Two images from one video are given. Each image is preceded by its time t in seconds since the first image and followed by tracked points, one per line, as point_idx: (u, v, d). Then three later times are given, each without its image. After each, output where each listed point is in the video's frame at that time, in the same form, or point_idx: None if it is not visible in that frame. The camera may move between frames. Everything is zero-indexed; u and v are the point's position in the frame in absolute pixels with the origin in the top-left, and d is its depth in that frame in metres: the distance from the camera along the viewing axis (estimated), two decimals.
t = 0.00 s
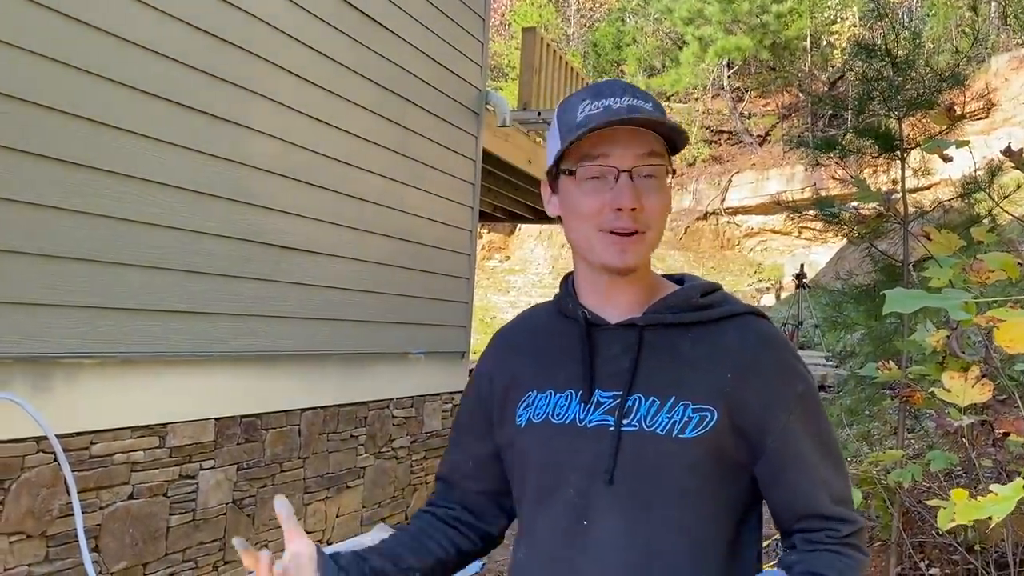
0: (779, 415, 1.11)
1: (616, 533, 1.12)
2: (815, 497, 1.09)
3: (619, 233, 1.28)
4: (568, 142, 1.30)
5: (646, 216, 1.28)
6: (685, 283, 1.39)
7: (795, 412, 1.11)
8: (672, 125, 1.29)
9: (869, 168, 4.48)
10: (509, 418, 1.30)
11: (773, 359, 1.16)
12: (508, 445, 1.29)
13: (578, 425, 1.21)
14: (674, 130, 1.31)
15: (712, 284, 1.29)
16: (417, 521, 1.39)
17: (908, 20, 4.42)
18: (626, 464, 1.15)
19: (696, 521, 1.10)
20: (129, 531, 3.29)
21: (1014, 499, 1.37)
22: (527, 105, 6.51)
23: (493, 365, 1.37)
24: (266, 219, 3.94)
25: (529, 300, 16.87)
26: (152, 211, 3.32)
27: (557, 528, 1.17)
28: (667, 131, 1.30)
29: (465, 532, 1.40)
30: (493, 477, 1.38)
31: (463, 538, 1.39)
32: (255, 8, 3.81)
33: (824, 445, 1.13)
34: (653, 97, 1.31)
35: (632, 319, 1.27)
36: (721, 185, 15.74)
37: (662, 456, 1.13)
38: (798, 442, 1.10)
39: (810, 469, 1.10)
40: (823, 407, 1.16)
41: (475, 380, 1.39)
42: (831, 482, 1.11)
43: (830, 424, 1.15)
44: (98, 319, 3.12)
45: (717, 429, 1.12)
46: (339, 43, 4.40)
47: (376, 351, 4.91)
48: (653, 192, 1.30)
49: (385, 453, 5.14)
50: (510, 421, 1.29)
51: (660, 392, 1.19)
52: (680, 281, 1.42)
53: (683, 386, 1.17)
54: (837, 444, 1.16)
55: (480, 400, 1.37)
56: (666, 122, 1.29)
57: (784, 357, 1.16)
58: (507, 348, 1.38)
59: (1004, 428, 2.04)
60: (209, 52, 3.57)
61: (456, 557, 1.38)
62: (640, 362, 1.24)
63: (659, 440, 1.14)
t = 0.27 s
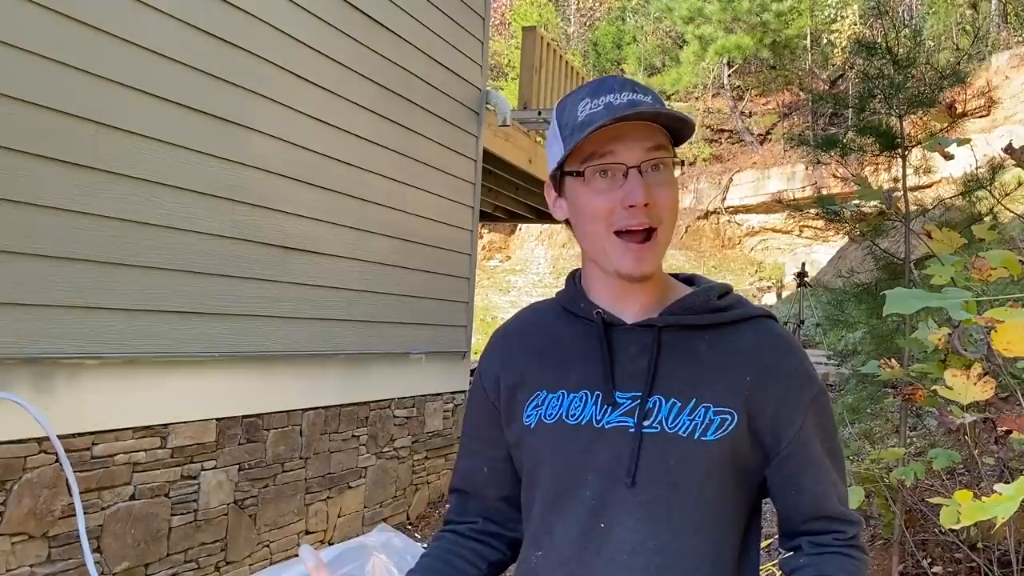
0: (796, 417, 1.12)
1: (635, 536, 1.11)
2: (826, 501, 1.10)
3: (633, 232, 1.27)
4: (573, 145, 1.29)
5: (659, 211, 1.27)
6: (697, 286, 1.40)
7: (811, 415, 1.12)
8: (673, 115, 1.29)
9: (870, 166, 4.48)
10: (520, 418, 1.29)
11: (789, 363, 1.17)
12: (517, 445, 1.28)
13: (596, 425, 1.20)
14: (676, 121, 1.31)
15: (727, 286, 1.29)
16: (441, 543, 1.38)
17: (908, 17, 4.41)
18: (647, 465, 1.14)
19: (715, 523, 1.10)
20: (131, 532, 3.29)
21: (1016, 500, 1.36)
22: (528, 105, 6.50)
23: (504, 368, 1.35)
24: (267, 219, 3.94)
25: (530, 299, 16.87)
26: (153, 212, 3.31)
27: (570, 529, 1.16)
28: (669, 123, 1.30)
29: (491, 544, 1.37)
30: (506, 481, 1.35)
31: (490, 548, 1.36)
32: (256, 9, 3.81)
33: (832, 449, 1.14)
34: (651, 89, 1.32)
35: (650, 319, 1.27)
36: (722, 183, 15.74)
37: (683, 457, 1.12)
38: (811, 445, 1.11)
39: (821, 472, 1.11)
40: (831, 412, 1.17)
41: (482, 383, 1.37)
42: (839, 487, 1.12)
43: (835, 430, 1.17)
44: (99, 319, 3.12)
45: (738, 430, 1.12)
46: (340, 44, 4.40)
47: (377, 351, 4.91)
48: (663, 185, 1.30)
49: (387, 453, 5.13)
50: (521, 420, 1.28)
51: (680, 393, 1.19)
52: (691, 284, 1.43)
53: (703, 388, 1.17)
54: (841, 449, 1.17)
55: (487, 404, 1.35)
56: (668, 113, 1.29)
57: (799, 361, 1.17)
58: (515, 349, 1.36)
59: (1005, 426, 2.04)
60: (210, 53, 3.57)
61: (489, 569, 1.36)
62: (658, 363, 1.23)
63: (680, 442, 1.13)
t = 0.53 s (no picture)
0: (804, 414, 1.11)
1: (644, 537, 1.11)
2: (835, 497, 1.10)
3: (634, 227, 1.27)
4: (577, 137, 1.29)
5: (660, 206, 1.27)
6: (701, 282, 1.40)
7: (819, 412, 1.12)
8: (680, 111, 1.28)
9: (870, 165, 4.47)
10: (523, 419, 1.28)
11: (795, 359, 1.17)
12: (521, 447, 1.27)
13: (602, 426, 1.20)
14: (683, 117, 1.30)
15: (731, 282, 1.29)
16: (442, 547, 1.38)
17: (907, 16, 4.41)
18: (654, 466, 1.14)
19: (724, 522, 1.10)
20: (132, 534, 3.29)
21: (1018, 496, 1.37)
22: (527, 105, 6.51)
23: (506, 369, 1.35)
24: (267, 220, 3.93)
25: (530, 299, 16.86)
26: (152, 213, 3.31)
27: (578, 531, 1.16)
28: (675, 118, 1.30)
29: (493, 546, 1.37)
30: (508, 483, 1.34)
31: (492, 552, 1.37)
32: (255, 10, 3.81)
33: (839, 445, 1.14)
34: (658, 84, 1.31)
35: (656, 318, 1.26)
36: (721, 183, 15.74)
37: (690, 458, 1.12)
38: (820, 441, 1.11)
39: (829, 469, 1.11)
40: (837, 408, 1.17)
41: (483, 386, 1.37)
42: (847, 483, 1.12)
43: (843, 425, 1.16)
44: (98, 321, 3.12)
45: (746, 429, 1.12)
46: (339, 44, 4.40)
47: (378, 352, 4.90)
48: (666, 180, 1.29)
49: (388, 454, 5.13)
50: (525, 422, 1.27)
51: (686, 392, 1.19)
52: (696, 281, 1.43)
53: (709, 386, 1.17)
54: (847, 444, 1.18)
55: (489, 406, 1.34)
56: (675, 109, 1.28)
57: (805, 357, 1.17)
58: (516, 351, 1.36)
59: (1007, 424, 2.03)
60: (209, 54, 3.57)
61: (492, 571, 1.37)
62: (664, 362, 1.23)
63: (688, 442, 1.13)
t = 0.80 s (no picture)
0: (809, 415, 1.11)
1: (644, 539, 1.12)
2: (840, 498, 1.10)
3: (632, 222, 1.28)
4: (579, 129, 1.30)
5: (661, 203, 1.27)
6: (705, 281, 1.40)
7: (824, 412, 1.12)
8: (684, 110, 1.28)
9: (869, 164, 4.48)
10: (526, 420, 1.29)
11: (798, 358, 1.17)
12: (523, 448, 1.28)
13: (602, 427, 1.21)
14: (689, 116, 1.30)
15: (734, 281, 1.30)
16: (452, 551, 1.39)
17: (905, 16, 4.42)
18: (655, 467, 1.15)
19: (725, 523, 1.10)
20: (133, 536, 3.29)
21: (1017, 496, 1.36)
22: (526, 105, 6.51)
23: (509, 371, 1.35)
24: (266, 222, 3.94)
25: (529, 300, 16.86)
26: (152, 216, 3.32)
27: (579, 533, 1.17)
28: (680, 117, 1.30)
29: (503, 548, 1.38)
30: (513, 485, 1.35)
31: (503, 554, 1.37)
32: (254, 12, 3.82)
33: (845, 444, 1.14)
34: (667, 83, 1.31)
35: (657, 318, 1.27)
36: (720, 183, 15.75)
37: (691, 459, 1.13)
38: (825, 440, 1.11)
39: (835, 470, 1.11)
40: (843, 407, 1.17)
41: (486, 387, 1.38)
42: (853, 483, 1.12)
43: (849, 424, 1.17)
44: (99, 324, 3.12)
45: (747, 429, 1.12)
46: (338, 47, 4.40)
47: (378, 353, 4.90)
48: (668, 179, 1.30)
49: (388, 455, 5.13)
50: (527, 423, 1.28)
51: (686, 393, 1.19)
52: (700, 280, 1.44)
53: (710, 387, 1.18)
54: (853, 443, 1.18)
55: (491, 407, 1.35)
56: (680, 108, 1.28)
57: (809, 356, 1.17)
58: (518, 352, 1.36)
59: (1006, 422, 2.04)
60: (208, 56, 3.58)
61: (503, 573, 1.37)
62: (665, 363, 1.24)
63: (688, 443, 1.14)
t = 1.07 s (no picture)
0: (814, 418, 1.11)
1: (642, 543, 1.12)
2: (846, 505, 1.09)
3: (622, 222, 1.28)
4: (580, 124, 1.33)
5: (653, 204, 1.28)
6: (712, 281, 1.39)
7: (830, 416, 1.11)
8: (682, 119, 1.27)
9: (867, 163, 4.49)
10: (530, 422, 1.30)
11: (804, 361, 1.16)
12: (528, 449, 1.29)
13: (604, 430, 1.21)
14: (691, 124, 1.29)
15: (739, 283, 1.30)
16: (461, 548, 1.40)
17: (903, 15, 4.43)
18: (654, 471, 1.15)
19: (725, 527, 1.10)
20: (134, 539, 3.29)
21: (1016, 492, 1.34)
22: (525, 106, 6.52)
23: (516, 371, 1.36)
24: (266, 224, 3.94)
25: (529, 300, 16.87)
26: (152, 219, 3.32)
27: (580, 536, 1.17)
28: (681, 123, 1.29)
29: (510, 548, 1.38)
30: (520, 485, 1.35)
31: (511, 554, 1.38)
32: (253, 15, 3.83)
33: (852, 449, 1.12)
34: (680, 88, 1.30)
35: (658, 320, 1.27)
36: (719, 182, 15.76)
37: (691, 462, 1.13)
38: (832, 444, 1.10)
39: (841, 476, 1.10)
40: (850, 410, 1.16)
41: (492, 387, 1.39)
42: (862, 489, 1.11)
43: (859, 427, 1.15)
44: (99, 327, 3.13)
45: (748, 434, 1.12)
46: (336, 49, 4.41)
47: (378, 355, 4.91)
48: (665, 181, 1.30)
49: (389, 456, 5.14)
50: (531, 425, 1.29)
51: (687, 396, 1.19)
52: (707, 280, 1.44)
53: (712, 390, 1.18)
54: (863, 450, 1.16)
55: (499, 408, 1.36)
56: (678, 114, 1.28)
57: (816, 358, 1.16)
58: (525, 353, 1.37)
59: (1006, 420, 2.04)
60: (206, 59, 3.58)
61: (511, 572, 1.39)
62: (666, 365, 1.24)
63: (688, 447, 1.14)
